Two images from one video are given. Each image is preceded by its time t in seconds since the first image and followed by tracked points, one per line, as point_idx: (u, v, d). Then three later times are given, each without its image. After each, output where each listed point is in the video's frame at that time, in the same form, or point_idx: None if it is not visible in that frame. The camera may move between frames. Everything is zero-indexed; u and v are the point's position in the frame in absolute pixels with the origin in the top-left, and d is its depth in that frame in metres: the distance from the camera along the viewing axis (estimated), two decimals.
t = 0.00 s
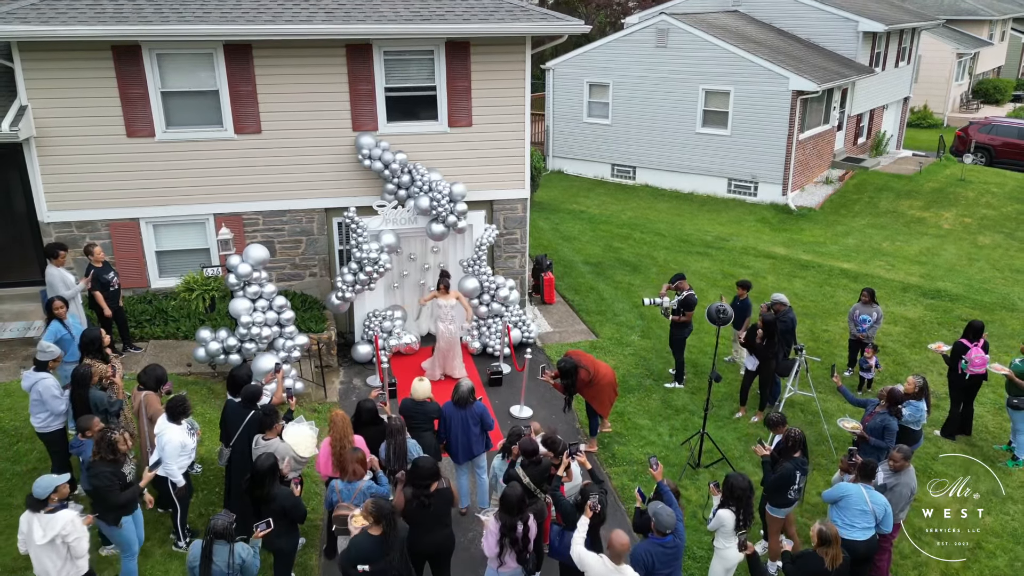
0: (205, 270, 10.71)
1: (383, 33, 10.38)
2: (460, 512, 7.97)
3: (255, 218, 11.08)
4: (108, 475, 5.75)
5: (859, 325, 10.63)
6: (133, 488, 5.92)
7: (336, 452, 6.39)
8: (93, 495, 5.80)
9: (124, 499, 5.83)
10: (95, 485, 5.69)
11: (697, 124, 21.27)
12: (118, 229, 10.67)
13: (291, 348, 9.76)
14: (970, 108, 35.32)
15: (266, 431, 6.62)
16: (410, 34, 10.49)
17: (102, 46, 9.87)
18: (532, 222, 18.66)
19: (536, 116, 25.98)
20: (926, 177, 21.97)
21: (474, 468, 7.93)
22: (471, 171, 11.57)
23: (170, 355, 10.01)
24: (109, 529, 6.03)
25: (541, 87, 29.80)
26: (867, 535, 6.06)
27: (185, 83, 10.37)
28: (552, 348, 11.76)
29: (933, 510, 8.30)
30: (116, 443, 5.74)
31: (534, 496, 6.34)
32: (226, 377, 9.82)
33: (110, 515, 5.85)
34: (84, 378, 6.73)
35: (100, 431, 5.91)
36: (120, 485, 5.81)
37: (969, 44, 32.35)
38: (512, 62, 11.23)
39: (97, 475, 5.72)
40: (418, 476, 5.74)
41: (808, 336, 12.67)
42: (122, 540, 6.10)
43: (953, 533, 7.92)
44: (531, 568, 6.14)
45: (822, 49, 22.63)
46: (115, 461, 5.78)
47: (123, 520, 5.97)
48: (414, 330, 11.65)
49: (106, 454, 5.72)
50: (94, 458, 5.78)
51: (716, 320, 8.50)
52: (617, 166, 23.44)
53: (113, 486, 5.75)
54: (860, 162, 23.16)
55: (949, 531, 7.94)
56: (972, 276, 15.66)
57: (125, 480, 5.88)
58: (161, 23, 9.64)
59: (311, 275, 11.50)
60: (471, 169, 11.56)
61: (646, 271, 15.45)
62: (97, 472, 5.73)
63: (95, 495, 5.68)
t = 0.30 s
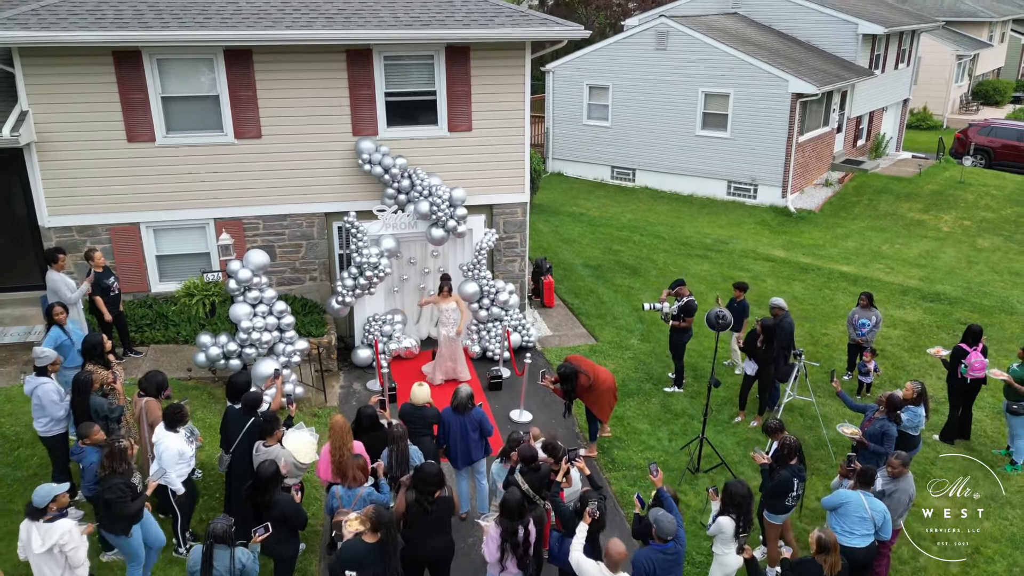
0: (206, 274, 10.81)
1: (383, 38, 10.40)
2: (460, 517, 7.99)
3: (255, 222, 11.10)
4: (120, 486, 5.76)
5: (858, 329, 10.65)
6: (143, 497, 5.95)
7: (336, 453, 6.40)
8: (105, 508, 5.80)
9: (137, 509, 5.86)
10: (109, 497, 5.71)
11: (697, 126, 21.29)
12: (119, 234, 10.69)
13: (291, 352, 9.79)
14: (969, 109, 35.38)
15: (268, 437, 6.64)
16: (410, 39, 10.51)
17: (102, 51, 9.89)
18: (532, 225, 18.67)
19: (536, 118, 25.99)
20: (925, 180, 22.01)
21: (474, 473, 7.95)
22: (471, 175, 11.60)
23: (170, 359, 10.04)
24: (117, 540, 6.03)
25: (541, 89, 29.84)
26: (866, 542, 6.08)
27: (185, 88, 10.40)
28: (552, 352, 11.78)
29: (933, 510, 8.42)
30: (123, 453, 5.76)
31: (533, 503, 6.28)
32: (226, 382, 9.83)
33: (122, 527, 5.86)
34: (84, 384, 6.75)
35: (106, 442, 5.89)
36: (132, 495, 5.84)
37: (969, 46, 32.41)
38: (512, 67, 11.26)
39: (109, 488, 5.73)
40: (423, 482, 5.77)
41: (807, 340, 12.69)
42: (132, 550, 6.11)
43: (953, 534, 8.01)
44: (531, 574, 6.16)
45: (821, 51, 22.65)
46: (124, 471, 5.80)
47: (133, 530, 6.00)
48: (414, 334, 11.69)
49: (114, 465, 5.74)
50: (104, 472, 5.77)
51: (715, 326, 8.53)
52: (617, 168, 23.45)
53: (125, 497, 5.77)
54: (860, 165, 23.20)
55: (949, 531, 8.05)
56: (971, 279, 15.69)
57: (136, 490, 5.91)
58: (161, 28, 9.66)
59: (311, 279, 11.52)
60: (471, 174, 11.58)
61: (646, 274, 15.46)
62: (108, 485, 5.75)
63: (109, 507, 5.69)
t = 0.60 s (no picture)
0: (206, 276, 10.77)
1: (383, 40, 10.41)
2: (460, 519, 7.98)
3: (255, 223, 11.11)
4: (131, 487, 5.80)
5: (857, 330, 10.66)
6: (153, 498, 5.99)
7: (328, 452, 6.70)
8: (115, 510, 5.83)
9: (147, 510, 5.89)
10: (120, 498, 5.74)
11: (697, 127, 21.30)
12: (119, 235, 10.70)
13: (291, 354, 9.80)
14: (968, 110, 35.41)
15: (268, 439, 6.65)
16: (409, 41, 10.52)
17: (103, 53, 9.90)
18: (532, 226, 18.68)
19: (536, 118, 26.00)
20: (925, 180, 22.02)
21: (474, 475, 7.96)
22: (471, 176, 11.61)
23: (170, 361, 10.04)
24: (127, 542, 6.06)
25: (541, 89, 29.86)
26: (866, 544, 6.09)
27: (185, 90, 10.40)
28: (552, 353, 11.79)
29: (934, 509, 8.45)
30: (132, 454, 5.80)
31: (533, 504, 6.28)
32: (226, 383, 9.83)
33: (133, 527, 5.90)
34: (84, 386, 6.75)
35: (114, 443, 5.90)
36: (142, 496, 5.88)
37: (969, 46, 32.43)
38: (512, 68, 11.26)
39: (120, 490, 5.76)
40: (422, 483, 5.80)
41: (806, 341, 12.70)
42: (142, 551, 6.15)
43: (953, 534, 8.04)
44: None
45: (821, 52, 22.66)
46: (133, 471, 5.84)
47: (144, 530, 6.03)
48: (414, 335, 11.69)
49: (123, 467, 5.77)
50: (113, 474, 5.79)
51: (714, 327, 8.52)
52: (617, 168, 23.45)
53: (136, 498, 5.81)
54: (859, 165, 23.20)
55: (950, 531, 8.08)
56: (971, 280, 15.70)
57: (146, 491, 5.94)
58: (161, 30, 9.67)
59: (311, 280, 11.52)
60: (471, 175, 11.59)
61: (646, 275, 15.46)
62: (119, 486, 5.78)
63: (121, 509, 5.73)
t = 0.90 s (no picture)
0: (205, 278, 10.74)
1: (382, 42, 10.41)
2: (459, 522, 7.99)
3: (254, 225, 11.11)
4: (140, 488, 5.80)
5: (856, 332, 10.66)
6: (163, 499, 5.97)
7: (321, 451, 6.80)
8: (125, 512, 5.82)
9: (157, 511, 5.86)
10: (129, 499, 5.74)
11: (696, 128, 21.30)
12: (118, 238, 10.69)
13: (291, 356, 9.73)
14: (968, 111, 35.42)
15: (266, 443, 6.70)
16: (408, 43, 10.52)
17: (102, 55, 9.90)
18: (531, 227, 18.69)
19: (536, 119, 26.00)
20: (924, 181, 22.03)
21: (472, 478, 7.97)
22: (470, 178, 11.61)
23: (169, 363, 10.04)
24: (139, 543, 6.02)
25: (541, 90, 29.87)
26: (866, 549, 6.09)
27: (184, 92, 10.40)
28: (551, 355, 11.79)
29: (934, 509, 8.50)
30: (139, 456, 5.82)
31: (531, 508, 6.29)
32: (225, 386, 9.83)
33: (144, 529, 5.86)
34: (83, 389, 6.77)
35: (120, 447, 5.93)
36: (151, 497, 5.86)
37: (969, 47, 32.42)
38: (511, 70, 11.26)
39: (129, 491, 5.75)
40: (415, 487, 5.80)
41: (805, 343, 12.70)
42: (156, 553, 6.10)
43: (953, 533, 8.09)
44: None
45: (820, 53, 22.66)
46: (141, 473, 5.86)
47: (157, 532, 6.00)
48: (412, 337, 11.67)
49: (132, 468, 5.79)
50: (121, 476, 5.79)
51: (713, 330, 8.52)
52: (616, 169, 23.45)
53: (145, 499, 5.79)
54: (859, 166, 23.22)
55: (951, 531, 8.13)
56: (970, 281, 15.70)
57: (155, 492, 5.93)
58: (160, 32, 9.67)
59: (311, 282, 11.53)
60: (470, 177, 11.59)
61: (645, 277, 15.46)
62: (128, 487, 5.77)
63: (131, 510, 5.71)
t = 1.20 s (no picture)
0: (205, 286, 10.84)
1: (381, 49, 10.43)
2: (457, 530, 8.02)
3: (254, 231, 11.12)
4: (150, 502, 5.81)
5: (854, 338, 10.65)
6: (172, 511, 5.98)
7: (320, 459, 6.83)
8: (135, 527, 5.83)
9: (167, 524, 5.88)
10: (140, 514, 5.75)
11: (695, 131, 21.31)
12: (118, 244, 10.70)
13: (290, 363, 9.75)
14: (967, 112, 35.45)
15: (266, 452, 6.64)
16: (407, 50, 10.54)
17: (101, 62, 9.91)
18: (531, 230, 18.70)
19: (535, 122, 26.02)
20: (923, 184, 22.06)
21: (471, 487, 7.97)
22: (470, 184, 11.62)
23: (168, 370, 10.05)
24: (146, 557, 6.07)
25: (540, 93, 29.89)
26: (864, 558, 6.12)
27: (184, 99, 10.41)
28: (550, 360, 11.80)
29: (934, 508, 8.66)
30: (148, 470, 5.81)
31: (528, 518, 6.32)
32: (224, 393, 9.84)
33: (153, 543, 5.88)
34: (83, 398, 6.78)
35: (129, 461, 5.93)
36: (161, 511, 5.87)
37: (968, 49, 32.47)
38: (510, 76, 11.27)
39: (139, 506, 5.77)
40: (409, 497, 5.85)
41: (804, 348, 12.71)
42: (161, 565, 6.16)
43: (953, 532, 8.26)
44: None
45: (819, 56, 22.69)
46: (151, 487, 5.86)
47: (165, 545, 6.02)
48: (411, 343, 11.69)
49: (140, 483, 5.79)
50: (131, 491, 5.79)
51: (711, 337, 8.56)
52: (615, 172, 23.46)
53: (155, 513, 5.80)
54: (858, 169, 23.24)
55: (950, 531, 8.28)
56: (968, 285, 15.73)
57: (165, 505, 5.94)
58: (160, 39, 9.69)
59: (310, 288, 11.54)
60: (469, 182, 11.60)
61: (644, 281, 15.48)
62: (138, 502, 5.79)
63: (142, 525, 5.73)
